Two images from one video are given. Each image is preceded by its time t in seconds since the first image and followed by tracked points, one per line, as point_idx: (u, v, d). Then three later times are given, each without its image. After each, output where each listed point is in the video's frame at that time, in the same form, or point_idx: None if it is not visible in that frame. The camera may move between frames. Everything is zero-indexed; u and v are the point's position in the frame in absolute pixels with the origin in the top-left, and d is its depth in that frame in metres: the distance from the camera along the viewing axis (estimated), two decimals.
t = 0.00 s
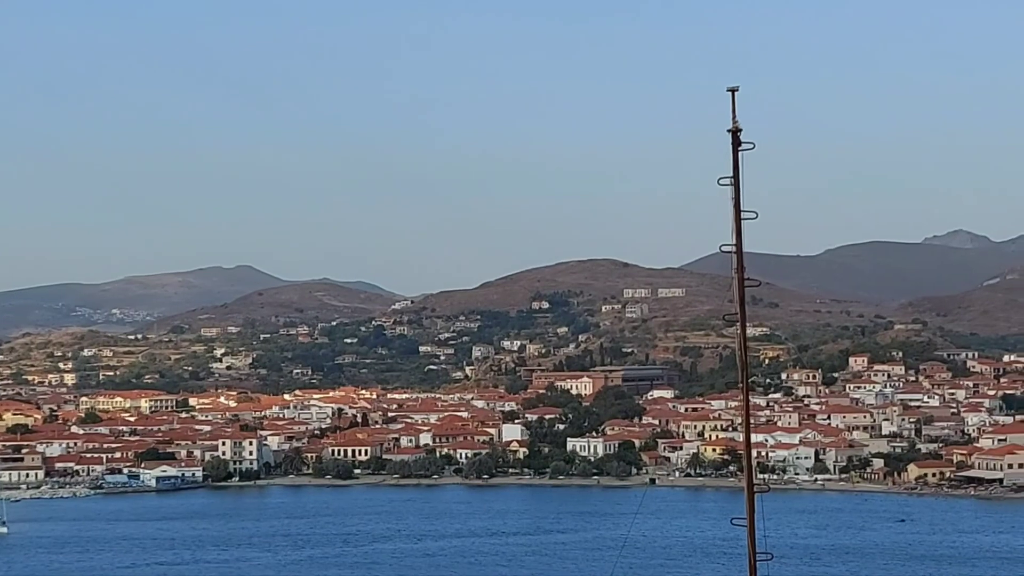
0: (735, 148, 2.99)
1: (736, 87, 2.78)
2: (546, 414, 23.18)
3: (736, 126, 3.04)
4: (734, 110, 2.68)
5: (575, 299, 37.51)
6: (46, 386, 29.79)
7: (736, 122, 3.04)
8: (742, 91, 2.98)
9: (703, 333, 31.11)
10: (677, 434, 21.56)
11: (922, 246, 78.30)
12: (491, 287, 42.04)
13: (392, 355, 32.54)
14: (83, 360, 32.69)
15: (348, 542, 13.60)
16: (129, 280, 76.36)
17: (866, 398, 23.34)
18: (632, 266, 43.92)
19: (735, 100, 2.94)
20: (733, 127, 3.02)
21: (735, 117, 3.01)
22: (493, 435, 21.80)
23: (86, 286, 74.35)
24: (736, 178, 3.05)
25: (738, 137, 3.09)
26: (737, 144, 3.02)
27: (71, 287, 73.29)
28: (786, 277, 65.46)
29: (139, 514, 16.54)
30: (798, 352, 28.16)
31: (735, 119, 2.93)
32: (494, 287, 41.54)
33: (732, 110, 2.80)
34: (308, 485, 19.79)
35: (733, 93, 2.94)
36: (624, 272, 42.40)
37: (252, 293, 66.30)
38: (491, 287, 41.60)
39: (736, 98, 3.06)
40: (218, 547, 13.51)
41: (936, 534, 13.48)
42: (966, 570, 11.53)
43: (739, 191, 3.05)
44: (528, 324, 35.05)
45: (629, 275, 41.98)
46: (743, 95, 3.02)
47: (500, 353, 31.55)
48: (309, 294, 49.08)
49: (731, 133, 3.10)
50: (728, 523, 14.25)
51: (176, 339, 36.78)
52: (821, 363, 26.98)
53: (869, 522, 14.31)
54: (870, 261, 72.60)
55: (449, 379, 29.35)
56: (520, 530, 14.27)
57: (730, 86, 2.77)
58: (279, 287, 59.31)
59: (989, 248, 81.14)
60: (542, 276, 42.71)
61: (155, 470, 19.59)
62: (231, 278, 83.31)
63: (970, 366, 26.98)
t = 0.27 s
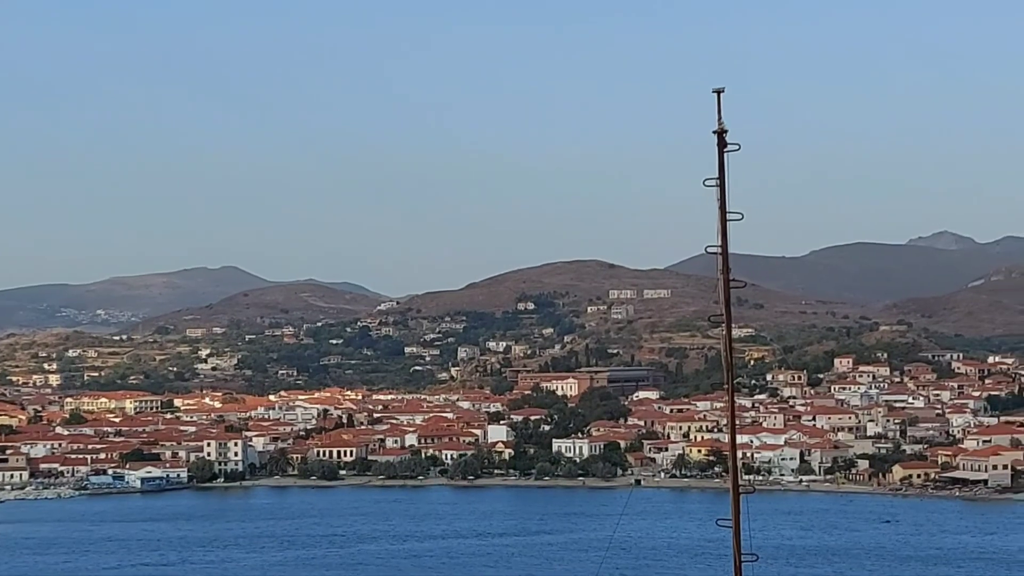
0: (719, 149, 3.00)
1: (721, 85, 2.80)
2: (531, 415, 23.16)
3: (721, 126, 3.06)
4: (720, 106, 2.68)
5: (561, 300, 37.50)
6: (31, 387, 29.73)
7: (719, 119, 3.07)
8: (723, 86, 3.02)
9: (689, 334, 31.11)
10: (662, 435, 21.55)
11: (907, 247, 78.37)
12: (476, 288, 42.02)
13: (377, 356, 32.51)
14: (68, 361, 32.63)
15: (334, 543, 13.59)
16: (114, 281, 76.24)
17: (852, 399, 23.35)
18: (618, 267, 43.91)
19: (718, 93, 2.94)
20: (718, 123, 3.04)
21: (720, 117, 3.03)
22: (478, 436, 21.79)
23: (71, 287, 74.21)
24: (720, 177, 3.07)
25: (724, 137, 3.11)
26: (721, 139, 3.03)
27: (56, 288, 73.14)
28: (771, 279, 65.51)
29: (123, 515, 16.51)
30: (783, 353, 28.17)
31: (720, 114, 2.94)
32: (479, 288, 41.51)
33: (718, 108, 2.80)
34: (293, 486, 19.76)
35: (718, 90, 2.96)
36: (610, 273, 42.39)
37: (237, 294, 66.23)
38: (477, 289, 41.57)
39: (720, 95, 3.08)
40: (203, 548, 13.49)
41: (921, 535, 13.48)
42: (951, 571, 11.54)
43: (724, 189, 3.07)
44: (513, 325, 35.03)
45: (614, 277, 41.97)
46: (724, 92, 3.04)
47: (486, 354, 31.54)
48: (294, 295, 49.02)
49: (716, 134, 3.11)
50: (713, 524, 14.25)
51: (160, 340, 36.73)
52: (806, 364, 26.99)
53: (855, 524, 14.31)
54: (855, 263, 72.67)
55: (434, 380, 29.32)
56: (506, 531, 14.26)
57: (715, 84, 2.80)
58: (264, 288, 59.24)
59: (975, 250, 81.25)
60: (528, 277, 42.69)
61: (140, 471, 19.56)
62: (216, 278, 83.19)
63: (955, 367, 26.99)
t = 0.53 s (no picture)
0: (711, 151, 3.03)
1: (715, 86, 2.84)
2: (522, 419, 23.18)
3: (711, 129, 3.10)
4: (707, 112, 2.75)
5: (551, 305, 37.52)
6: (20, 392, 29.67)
7: (708, 121, 3.08)
8: (713, 88, 3.05)
9: (679, 339, 31.11)
10: (653, 439, 21.57)
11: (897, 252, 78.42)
12: (467, 292, 42.03)
13: (367, 361, 32.50)
14: (57, 366, 32.59)
15: (325, 548, 13.59)
16: (104, 286, 76.18)
17: (841, 404, 23.39)
18: (608, 272, 43.93)
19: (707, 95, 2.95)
20: (707, 127, 3.08)
21: (710, 118, 3.08)
22: (468, 441, 21.80)
23: (60, 292, 74.16)
24: (712, 182, 3.09)
25: (713, 141, 3.15)
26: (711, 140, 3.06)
27: (46, 293, 73.07)
28: (761, 283, 65.52)
29: (114, 520, 16.50)
30: (773, 358, 28.20)
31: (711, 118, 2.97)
32: (470, 293, 41.52)
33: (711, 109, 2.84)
34: (283, 490, 19.76)
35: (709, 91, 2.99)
36: (600, 278, 42.42)
37: (226, 299, 66.13)
38: (467, 293, 41.57)
39: (708, 97, 3.11)
40: (193, 553, 13.48)
41: (911, 539, 13.51)
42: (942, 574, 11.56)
43: (715, 192, 3.10)
44: (503, 329, 35.04)
45: (604, 281, 42.00)
46: (714, 92, 3.07)
47: (476, 359, 31.52)
48: (284, 299, 49.02)
49: (705, 136, 3.16)
50: (703, 529, 14.25)
51: (150, 345, 36.69)
52: (796, 368, 27.02)
53: (845, 527, 14.33)
54: (845, 267, 72.77)
55: (424, 385, 29.33)
56: (497, 536, 14.27)
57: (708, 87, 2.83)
58: (254, 293, 59.16)
59: (964, 254, 81.38)
60: (518, 282, 42.70)
61: (130, 476, 19.53)
62: (205, 283, 83.05)
63: (944, 371, 27.03)
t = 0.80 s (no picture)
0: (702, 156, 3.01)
1: (707, 89, 2.82)
2: (514, 421, 23.18)
3: (702, 132, 3.08)
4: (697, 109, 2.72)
5: (543, 306, 37.53)
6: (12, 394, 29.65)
7: (699, 124, 3.07)
8: (703, 92, 3.02)
9: (671, 340, 31.12)
10: (645, 441, 21.56)
11: (889, 254, 78.46)
12: (459, 294, 42.02)
13: (359, 363, 32.51)
14: (49, 368, 32.58)
15: (317, 550, 13.57)
16: (96, 288, 76.20)
17: (833, 405, 23.39)
18: (600, 273, 43.95)
19: (700, 98, 2.93)
20: (699, 133, 3.05)
21: (702, 122, 3.06)
22: (461, 443, 21.79)
23: (53, 294, 74.17)
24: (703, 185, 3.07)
25: (704, 144, 3.13)
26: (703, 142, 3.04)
27: (38, 294, 73.07)
28: (754, 285, 65.55)
29: (106, 522, 16.48)
30: (765, 359, 28.21)
31: (703, 122, 2.95)
32: (462, 294, 41.53)
33: (700, 113, 2.83)
34: (275, 492, 19.75)
35: (701, 95, 2.97)
36: (592, 279, 42.44)
37: (218, 301, 66.10)
38: (459, 295, 41.58)
39: (701, 98, 3.09)
40: (185, 555, 13.46)
41: (904, 541, 13.50)
42: None
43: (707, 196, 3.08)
44: (496, 331, 35.05)
45: (596, 283, 42.02)
46: (706, 95, 3.05)
47: (468, 361, 31.52)
48: (277, 301, 49.03)
49: (696, 140, 3.14)
50: (695, 531, 14.25)
51: (142, 347, 36.69)
52: (788, 370, 27.04)
53: (838, 529, 14.33)
54: (837, 269, 72.85)
55: (416, 387, 29.33)
56: (490, 537, 14.27)
57: (701, 91, 2.81)
58: (246, 295, 59.15)
59: (956, 256, 81.46)
60: (510, 283, 42.71)
61: (122, 478, 19.52)
62: (196, 285, 82.98)
63: (936, 372, 27.05)
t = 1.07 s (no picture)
0: (698, 159, 3.02)
1: (703, 95, 2.83)
2: (509, 423, 23.19)
3: (697, 136, 3.10)
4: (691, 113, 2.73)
5: (538, 308, 37.54)
6: (8, 395, 29.68)
7: (694, 127, 3.09)
8: (697, 95, 3.04)
9: (667, 342, 31.16)
10: (640, 443, 21.58)
11: (885, 255, 78.54)
12: (455, 295, 42.02)
13: (355, 365, 32.51)
14: (45, 370, 32.57)
15: (314, 552, 13.58)
16: (91, 289, 76.15)
17: (829, 406, 23.41)
18: (595, 275, 43.97)
19: (697, 103, 2.95)
20: (694, 136, 3.07)
21: (696, 126, 3.08)
22: (456, 444, 21.80)
23: (47, 296, 74.12)
24: (697, 186, 3.09)
25: (699, 145, 3.15)
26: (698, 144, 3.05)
27: (33, 297, 73.01)
28: (750, 286, 65.61)
29: (102, 524, 16.48)
30: (761, 360, 28.23)
31: (697, 125, 2.97)
32: (457, 296, 41.53)
33: (697, 117, 2.84)
34: (271, 494, 19.75)
35: (696, 98, 2.99)
36: (588, 281, 42.45)
37: (213, 302, 66.13)
38: (455, 296, 41.58)
39: (696, 102, 3.11)
40: (181, 557, 13.48)
41: (899, 542, 13.52)
42: None
43: (701, 199, 3.10)
44: (491, 333, 35.06)
45: (592, 284, 42.04)
46: (701, 98, 3.06)
47: (464, 362, 31.53)
48: (272, 303, 49.03)
49: (691, 142, 3.16)
50: (691, 532, 14.27)
51: (138, 349, 36.68)
52: (784, 371, 27.06)
53: (833, 530, 14.35)
54: (832, 270, 72.87)
55: (412, 389, 29.33)
56: (486, 539, 14.28)
57: (696, 96, 2.82)
58: (242, 297, 59.20)
59: (951, 257, 81.51)
60: (506, 285, 42.72)
61: (117, 480, 19.53)
62: (192, 286, 82.99)
63: (931, 374, 27.08)
